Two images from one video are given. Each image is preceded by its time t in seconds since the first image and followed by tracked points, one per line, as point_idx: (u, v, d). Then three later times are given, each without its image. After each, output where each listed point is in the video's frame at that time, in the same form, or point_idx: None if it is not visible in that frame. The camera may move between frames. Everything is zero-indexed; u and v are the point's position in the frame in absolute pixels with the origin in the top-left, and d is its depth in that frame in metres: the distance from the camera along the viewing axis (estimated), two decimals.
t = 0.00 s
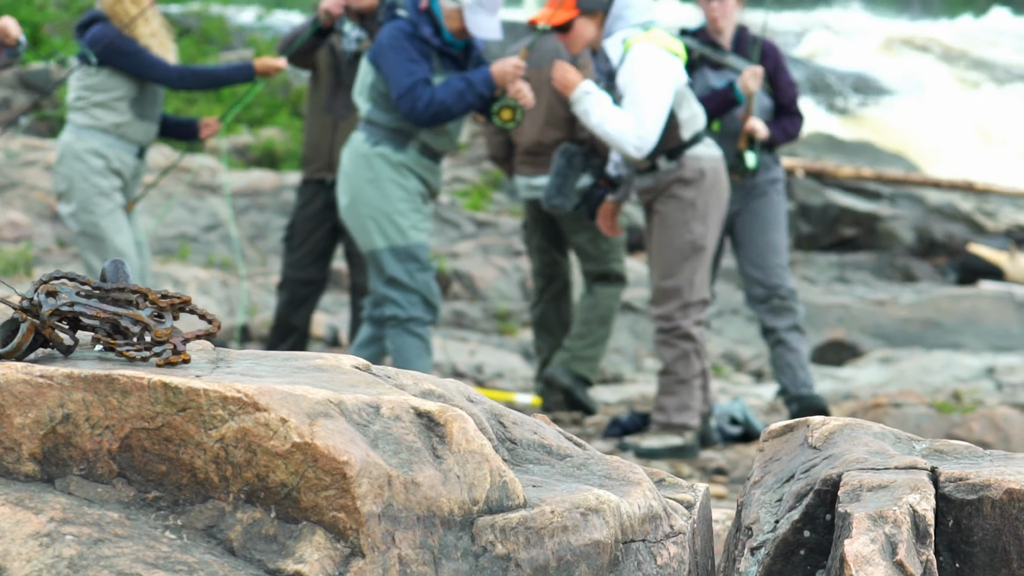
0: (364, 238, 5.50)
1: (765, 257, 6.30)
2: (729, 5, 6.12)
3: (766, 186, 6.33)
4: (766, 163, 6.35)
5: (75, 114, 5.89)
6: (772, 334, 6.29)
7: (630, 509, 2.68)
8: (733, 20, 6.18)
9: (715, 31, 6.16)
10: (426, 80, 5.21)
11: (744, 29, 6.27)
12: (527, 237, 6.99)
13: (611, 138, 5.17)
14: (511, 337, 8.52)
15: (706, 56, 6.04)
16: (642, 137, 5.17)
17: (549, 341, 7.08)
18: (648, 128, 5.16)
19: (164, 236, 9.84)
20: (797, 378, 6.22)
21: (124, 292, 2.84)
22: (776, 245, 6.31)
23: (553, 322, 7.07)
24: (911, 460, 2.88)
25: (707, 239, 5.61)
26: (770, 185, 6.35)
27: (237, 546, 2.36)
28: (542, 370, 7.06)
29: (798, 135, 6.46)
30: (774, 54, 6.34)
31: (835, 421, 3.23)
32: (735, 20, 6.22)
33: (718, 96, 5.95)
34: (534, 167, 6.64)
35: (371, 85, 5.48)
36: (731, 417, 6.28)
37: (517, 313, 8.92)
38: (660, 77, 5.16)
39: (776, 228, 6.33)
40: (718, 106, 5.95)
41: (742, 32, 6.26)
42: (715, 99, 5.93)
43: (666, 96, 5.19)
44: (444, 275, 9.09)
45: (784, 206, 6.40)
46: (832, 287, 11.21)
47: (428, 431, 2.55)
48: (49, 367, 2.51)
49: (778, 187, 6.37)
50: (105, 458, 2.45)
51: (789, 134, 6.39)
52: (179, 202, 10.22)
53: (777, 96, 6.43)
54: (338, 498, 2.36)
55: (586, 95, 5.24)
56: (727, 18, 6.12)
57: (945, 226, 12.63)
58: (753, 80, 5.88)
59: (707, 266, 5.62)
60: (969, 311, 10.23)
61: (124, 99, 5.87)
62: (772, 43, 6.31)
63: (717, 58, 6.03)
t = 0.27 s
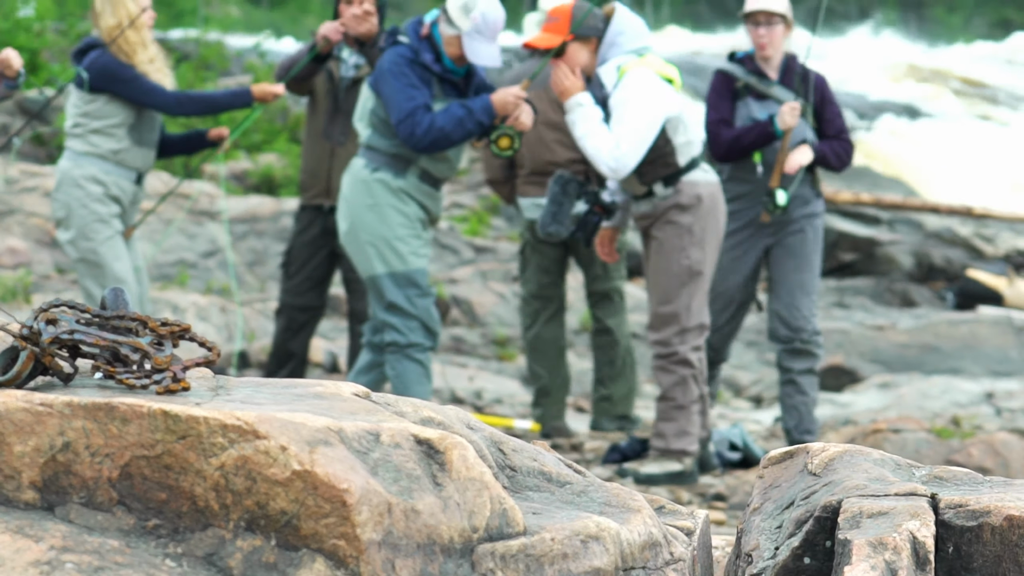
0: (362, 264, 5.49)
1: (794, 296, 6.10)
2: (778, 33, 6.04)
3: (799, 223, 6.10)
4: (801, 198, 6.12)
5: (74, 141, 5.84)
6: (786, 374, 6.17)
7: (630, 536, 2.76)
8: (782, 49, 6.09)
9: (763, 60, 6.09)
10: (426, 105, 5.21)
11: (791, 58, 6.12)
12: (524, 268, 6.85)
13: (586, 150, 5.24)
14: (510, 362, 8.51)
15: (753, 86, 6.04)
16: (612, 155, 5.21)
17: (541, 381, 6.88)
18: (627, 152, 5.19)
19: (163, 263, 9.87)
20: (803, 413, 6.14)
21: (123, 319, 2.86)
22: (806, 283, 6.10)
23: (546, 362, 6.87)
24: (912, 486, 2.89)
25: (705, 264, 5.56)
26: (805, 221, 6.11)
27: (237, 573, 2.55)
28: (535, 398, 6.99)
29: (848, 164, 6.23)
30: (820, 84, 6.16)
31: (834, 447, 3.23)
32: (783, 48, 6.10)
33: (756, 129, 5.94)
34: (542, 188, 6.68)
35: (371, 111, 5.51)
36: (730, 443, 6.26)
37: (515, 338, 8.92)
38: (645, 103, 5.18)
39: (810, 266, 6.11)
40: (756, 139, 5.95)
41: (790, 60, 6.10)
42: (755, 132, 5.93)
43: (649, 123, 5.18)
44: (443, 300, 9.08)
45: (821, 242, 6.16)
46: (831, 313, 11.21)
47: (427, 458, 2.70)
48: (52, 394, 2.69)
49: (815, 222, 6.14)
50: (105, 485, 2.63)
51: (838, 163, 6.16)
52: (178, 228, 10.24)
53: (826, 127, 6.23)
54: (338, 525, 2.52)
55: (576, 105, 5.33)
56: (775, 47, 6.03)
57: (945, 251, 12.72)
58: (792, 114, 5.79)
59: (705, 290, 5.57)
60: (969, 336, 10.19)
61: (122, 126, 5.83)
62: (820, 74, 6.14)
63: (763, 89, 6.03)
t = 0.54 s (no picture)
0: (370, 291, 5.47)
1: (816, 328, 6.09)
2: (795, 53, 6.04)
3: (830, 253, 6.06)
4: (832, 226, 6.09)
5: (79, 168, 5.74)
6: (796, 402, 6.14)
7: (638, 565, 2.77)
8: (807, 69, 6.07)
9: (790, 81, 6.07)
10: (431, 133, 5.23)
11: (818, 78, 6.11)
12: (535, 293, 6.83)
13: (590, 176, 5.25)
14: (516, 389, 8.50)
15: (779, 107, 6.03)
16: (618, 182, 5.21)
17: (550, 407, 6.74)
18: (630, 177, 5.19)
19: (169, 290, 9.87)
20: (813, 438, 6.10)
21: (131, 348, 2.89)
22: (830, 316, 6.09)
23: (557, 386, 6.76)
24: (919, 515, 2.88)
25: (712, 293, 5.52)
26: (836, 252, 6.07)
27: None
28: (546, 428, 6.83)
29: (894, 163, 6.13)
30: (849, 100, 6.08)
31: (841, 476, 3.22)
32: (810, 69, 6.09)
33: (775, 162, 5.96)
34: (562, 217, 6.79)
35: (378, 139, 5.51)
36: (736, 470, 6.22)
37: (522, 366, 8.91)
38: (651, 130, 5.19)
39: (835, 298, 6.10)
40: (774, 173, 5.96)
41: (817, 80, 6.08)
42: (774, 164, 5.96)
43: (654, 150, 5.19)
44: (449, 327, 9.09)
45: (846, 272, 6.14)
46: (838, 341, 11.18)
47: (435, 487, 2.72)
48: (61, 422, 2.71)
49: (845, 252, 6.11)
50: (113, 514, 2.64)
51: (880, 166, 6.06)
52: (185, 255, 10.25)
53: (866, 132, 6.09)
54: (345, 554, 2.53)
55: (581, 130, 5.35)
56: (797, 68, 6.03)
57: (951, 279, 12.68)
58: (812, 152, 5.78)
59: (710, 317, 5.53)
60: (976, 364, 10.17)
61: (128, 153, 5.73)
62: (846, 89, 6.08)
63: (790, 109, 6.01)
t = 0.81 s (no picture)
0: (374, 314, 5.40)
1: (827, 354, 6.09)
2: (799, 76, 6.06)
3: (847, 280, 6.04)
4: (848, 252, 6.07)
5: (84, 192, 5.72)
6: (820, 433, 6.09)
7: None
8: (812, 93, 6.08)
9: (799, 106, 6.07)
10: (435, 157, 5.23)
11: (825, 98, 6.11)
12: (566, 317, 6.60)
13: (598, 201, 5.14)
14: (521, 411, 8.48)
15: (790, 133, 6.02)
16: (629, 205, 5.14)
17: (568, 413, 6.50)
18: (642, 195, 5.14)
19: (174, 313, 9.86)
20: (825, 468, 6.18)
21: (136, 373, 2.91)
22: (843, 343, 6.08)
23: (575, 400, 6.52)
24: (924, 539, 2.89)
25: (717, 319, 5.45)
26: (852, 279, 6.05)
27: None
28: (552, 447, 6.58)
29: (909, 175, 6.10)
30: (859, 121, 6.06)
31: (846, 500, 3.21)
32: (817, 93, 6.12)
33: (786, 196, 5.95)
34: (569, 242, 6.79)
35: (383, 162, 5.48)
36: (741, 493, 6.21)
37: (527, 391, 8.89)
38: (659, 148, 5.16)
39: (850, 325, 6.08)
40: (785, 207, 5.95)
41: (824, 103, 6.11)
42: (784, 197, 5.95)
43: (661, 169, 5.17)
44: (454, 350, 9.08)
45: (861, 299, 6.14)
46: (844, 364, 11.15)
47: (440, 512, 2.74)
48: (66, 448, 2.72)
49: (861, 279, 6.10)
50: (118, 540, 2.64)
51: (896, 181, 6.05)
52: (190, 278, 10.26)
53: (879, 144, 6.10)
54: None
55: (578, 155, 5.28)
56: (802, 93, 6.06)
57: (956, 303, 12.69)
58: (822, 186, 5.77)
59: (715, 341, 5.46)
60: (981, 388, 10.14)
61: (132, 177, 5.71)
62: (857, 110, 6.07)
63: (801, 135, 5.99)
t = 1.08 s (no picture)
0: (379, 337, 5.37)
1: (839, 383, 6.06)
2: (788, 102, 6.03)
3: (850, 304, 6.00)
4: (856, 276, 6.04)
5: (89, 215, 5.69)
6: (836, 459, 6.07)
7: None
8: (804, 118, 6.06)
9: (793, 132, 6.08)
10: (441, 179, 5.23)
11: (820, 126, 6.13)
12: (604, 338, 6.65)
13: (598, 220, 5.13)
14: (527, 433, 8.47)
15: (784, 163, 6.02)
16: (631, 222, 5.12)
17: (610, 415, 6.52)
18: (640, 211, 5.11)
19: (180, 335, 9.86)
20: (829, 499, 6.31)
21: (142, 397, 2.88)
22: (852, 369, 6.05)
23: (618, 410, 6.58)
24: (930, 563, 2.94)
25: (724, 343, 5.41)
26: (861, 303, 6.02)
27: None
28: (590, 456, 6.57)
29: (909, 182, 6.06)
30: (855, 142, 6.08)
31: (853, 523, 3.20)
32: (811, 118, 6.10)
33: (771, 223, 5.97)
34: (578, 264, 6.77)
35: (388, 185, 5.48)
36: (747, 515, 6.17)
37: (533, 413, 8.89)
38: (665, 169, 5.15)
39: (860, 351, 6.04)
40: (772, 235, 5.98)
41: (820, 129, 6.11)
42: (770, 226, 5.97)
43: (665, 188, 5.15)
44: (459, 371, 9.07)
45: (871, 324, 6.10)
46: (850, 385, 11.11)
47: (446, 536, 2.74)
48: (71, 471, 2.72)
49: (871, 303, 6.06)
50: (123, 564, 2.64)
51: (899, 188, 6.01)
52: (195, 300, 10.29)
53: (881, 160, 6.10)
54: None
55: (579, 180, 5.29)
56: (792, 119, 6.05)
57: (961, 325, 12.69)
58: (805, 208, 5.76)
59: (721, 365, 5.41)
60: (987, 410, 10.12)
61: (138, 201, 5.69)
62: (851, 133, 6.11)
63: (797, 163, 5.98)
